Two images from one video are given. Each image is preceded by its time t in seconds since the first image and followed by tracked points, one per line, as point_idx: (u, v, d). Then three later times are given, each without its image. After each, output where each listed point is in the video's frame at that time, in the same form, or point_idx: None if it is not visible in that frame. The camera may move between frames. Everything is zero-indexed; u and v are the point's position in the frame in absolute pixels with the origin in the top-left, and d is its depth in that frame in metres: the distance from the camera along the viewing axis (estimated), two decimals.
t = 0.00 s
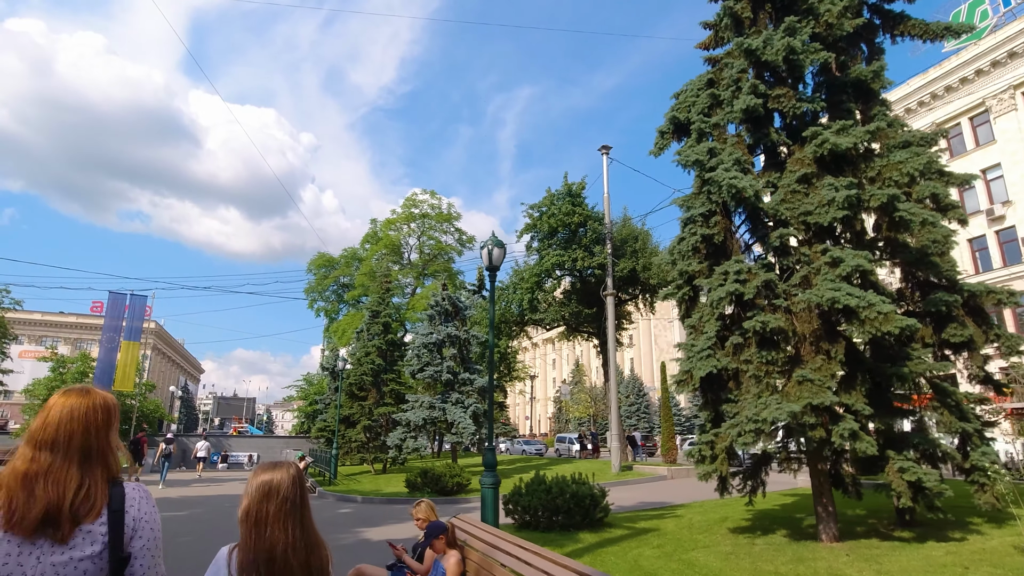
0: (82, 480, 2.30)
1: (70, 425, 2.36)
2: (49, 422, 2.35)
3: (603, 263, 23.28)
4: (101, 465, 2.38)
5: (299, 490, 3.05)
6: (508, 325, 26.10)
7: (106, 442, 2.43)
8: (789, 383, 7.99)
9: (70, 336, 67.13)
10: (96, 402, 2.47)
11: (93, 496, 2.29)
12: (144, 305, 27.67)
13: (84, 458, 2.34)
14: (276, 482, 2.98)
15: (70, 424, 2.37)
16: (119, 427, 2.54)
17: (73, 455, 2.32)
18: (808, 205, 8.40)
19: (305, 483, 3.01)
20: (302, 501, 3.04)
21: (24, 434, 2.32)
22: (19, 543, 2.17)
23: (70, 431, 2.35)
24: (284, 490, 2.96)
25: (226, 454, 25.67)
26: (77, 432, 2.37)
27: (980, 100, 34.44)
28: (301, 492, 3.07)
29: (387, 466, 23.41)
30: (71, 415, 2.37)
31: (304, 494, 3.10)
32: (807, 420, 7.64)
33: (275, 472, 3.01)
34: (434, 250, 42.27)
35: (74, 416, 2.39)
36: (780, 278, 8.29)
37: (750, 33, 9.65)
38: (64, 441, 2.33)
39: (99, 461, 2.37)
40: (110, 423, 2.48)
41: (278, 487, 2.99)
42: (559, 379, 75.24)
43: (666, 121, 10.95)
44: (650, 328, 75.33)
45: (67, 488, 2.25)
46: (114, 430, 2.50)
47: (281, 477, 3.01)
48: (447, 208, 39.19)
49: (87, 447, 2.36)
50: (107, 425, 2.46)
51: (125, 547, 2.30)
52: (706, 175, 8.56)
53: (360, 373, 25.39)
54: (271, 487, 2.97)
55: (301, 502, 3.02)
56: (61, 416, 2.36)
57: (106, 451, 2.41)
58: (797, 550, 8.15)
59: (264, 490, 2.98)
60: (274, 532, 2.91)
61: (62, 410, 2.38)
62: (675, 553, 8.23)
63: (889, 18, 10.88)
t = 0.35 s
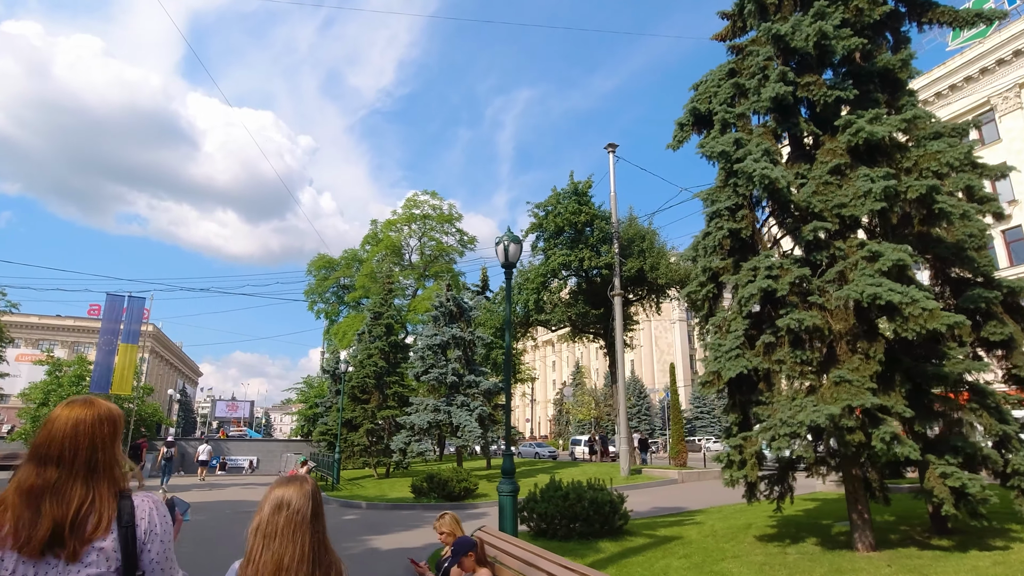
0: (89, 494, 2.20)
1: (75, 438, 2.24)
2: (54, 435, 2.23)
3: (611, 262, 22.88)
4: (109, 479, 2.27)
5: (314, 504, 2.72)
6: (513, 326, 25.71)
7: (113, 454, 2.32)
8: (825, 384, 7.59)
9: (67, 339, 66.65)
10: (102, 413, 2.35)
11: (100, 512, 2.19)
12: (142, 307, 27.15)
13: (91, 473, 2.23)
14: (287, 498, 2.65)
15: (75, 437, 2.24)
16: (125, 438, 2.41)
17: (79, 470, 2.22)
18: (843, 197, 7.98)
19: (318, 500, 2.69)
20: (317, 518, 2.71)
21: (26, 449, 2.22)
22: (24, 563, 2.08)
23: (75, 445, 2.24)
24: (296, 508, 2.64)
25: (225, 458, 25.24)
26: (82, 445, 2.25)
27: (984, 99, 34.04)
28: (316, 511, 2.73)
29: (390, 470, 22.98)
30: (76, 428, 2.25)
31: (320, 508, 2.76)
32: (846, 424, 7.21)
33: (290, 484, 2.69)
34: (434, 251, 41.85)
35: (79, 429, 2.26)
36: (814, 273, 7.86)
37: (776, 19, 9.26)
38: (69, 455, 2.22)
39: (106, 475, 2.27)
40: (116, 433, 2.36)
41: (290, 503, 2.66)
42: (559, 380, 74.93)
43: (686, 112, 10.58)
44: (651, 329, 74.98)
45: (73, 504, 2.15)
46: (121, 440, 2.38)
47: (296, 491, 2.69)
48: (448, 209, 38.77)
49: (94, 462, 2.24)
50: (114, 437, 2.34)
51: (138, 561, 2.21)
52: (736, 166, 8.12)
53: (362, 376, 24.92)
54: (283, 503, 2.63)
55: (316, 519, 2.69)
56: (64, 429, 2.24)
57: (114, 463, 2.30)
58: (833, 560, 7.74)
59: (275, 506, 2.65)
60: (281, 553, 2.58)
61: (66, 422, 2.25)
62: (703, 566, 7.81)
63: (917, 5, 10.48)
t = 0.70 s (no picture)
0: (98, 522, 2.07)
1: (88, 460, 2.13)
2: (67, 455, 2.13)
3: (618, 264, 22.46)
4: (120, 505, 2.15)
5: (339, 508, 2.83)
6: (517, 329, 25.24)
7: (128, 478, 2.20)
8: (865, 386, 7.15)
9: (62, 345, 65.94)
10: (117, 433, 2.23)
11: (108, 539, 2.06)
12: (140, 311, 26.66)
13: (102, 496, 2.11)
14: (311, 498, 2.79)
15: (89, 459, 2.14)
16: (139, 462, 2.29)
17: (90, 492, 2.10)
18: (881, 188, 7.56)
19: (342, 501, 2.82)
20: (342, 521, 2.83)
21: (37, 469, 2.12)
22: None
23: (90, 467, 2.13)
24: (318, 510, 2.77)
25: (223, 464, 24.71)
26: (97, 467, 2.14)
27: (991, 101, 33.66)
28: (339, 512, 2.83)
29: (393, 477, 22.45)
30: (90, 448, 2.14)
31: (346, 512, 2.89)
32: (889, 428, 6.80)
33: (314, 489, 2.83)
34: (435, 254, 41.38)
35: (93, 449, 2.16)
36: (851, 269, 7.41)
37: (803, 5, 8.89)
38: (81, 477, 2.12)
39: (117, 501, 2.15)
40: (132, 457, 2.26)
41: (313, 506, 2.81)
42: (560, 385, 74.39)
43: (707, 104, 10.20)
44: (652, 334, 74.54)
45: (80, 531, 2.03)
46: (135, 464, 2.27)
47: (319, 496, 2.82)
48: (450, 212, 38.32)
49: (106, 484, 2.13)
50: (129, 460, 2.23)
51: None
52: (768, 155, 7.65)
53: (364, 381, 24.38)
54: (311, 506, 2.78)
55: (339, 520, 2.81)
56: (79, 450, 2.14)
57: (127, 487, 2.19)
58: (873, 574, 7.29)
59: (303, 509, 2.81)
60: (302, 552, 2.71)
61: (81, 443, 2.15)
62: None
63: None
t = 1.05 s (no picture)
0: (167, 504, 2.02)
1: (158, 441, 2.09)
2: (136, 435, 2.08)
3: (634, 267, 21.96)
4: (184, 491, 2.10)
5: (349, 521, 2.85)
6: (531, 334, 24.77)
7: (185, 460, 2.13)
8: (926, 387, 6.66)
9: (70, 352, 65.83)
10: (174, 415, 2.18)
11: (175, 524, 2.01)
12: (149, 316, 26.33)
13: (160, 478, 2.05)
14: (320, 514, 2.84)
15: (159, 441, 2.10)
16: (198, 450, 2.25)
17: (149, 474, 2.04)
18: (938, 175, 7.09)
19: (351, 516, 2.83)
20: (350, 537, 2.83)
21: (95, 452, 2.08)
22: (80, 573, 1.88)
23: (159, 450, 2.09)
24: (327, 522, 2.80)
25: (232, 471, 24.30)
26: (164, 450, 2.10)
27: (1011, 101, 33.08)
28: (351, 527, 2.86)
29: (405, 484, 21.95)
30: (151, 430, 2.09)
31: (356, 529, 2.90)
32: (955, 432, 6.30)
33: (323, 503, 2.89)
34: (445, 259, 41.00)
35: (162, 432, 2.12)
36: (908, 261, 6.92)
37: None
38: (149, 459, 2.06)
39: (183, 487, 2.10)
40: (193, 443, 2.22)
41: (323, 520, 2.84)
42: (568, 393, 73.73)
43: (740, 93, 9.77)
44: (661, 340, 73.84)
45: (152, 512, 1.98)
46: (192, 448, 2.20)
47: (329, 509, 2.87)
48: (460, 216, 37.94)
49: (165, 467, 2.06)
50: (192, 446, 2.20)
51: None
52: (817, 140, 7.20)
53: (375, 387, 23.93)
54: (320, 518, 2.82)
55: (348, 535, 2.82)
56: (148, 431, 2.09)
57: (185, 469, 2.11)
58: None
59: (312, 523, 2.84)
60: (314, 570, 2.74)
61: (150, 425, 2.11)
62: None
63: None
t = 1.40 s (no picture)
0: (204, 539, 2.26)
1: (190, 480, 2.29)
2: (168, 475, 2.25)
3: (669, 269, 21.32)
4: (213, 523, 2.34)
5: (365, 527, 2.89)
6: (564, 337, 24.26)
7: (213, 498, 2.35)
8: None
9: (106, 358, 67.04)
10: (199, 454, 2.36)
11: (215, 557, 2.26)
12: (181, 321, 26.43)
13: (196, 518, 2.27)
14: (339, 520, 2.89)
15: (189, 479, 2.29)
16: (217, 481, 2.46)
17: (186, 515, 2.24)
18: None
19: (370, 525, 2.88)
20: (369, 541, 2.89)
21: (129, 491, 2.23)
22: None
23: (191, 488, 2.28)
24: (344, 530, 2.86)
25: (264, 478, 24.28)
26: (194, 488, 2.30)
27: None
28: (370, 530, 2.92)
29: (436, 491, 21.58)
30: (184, 472, 2.28)
31: (374, 533, 2.94)
32: None
33: (340, 510, 2.94)
34: (472, 263, 40.70)
35: (190, 469, 2.31)
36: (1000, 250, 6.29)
37: None
38: (182, 497, 2.26)
39: (211, 518, 2.34)
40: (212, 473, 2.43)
41: (341, 526, 2.90)
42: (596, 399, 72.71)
43: (795, 79, 9.17)
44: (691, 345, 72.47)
45: (196, 550, 2.21)
46: (215, 482, 2.41)
47: (346, 515, 2.92)
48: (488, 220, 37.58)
49: (199, 507, 2.28)
50: (214, 477, 2.41)
51: None
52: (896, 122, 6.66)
53: (405, 392, 23.62)
54: (336, 526, 2.88)
55: (366, 540, 2.86)
56: (179, 470, 2.27)
57: (213, 507, 2.33)
58: None
59: (330, 530, 2.90)
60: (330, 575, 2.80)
61: (182, 464, 2.28)
62: None
63: None
